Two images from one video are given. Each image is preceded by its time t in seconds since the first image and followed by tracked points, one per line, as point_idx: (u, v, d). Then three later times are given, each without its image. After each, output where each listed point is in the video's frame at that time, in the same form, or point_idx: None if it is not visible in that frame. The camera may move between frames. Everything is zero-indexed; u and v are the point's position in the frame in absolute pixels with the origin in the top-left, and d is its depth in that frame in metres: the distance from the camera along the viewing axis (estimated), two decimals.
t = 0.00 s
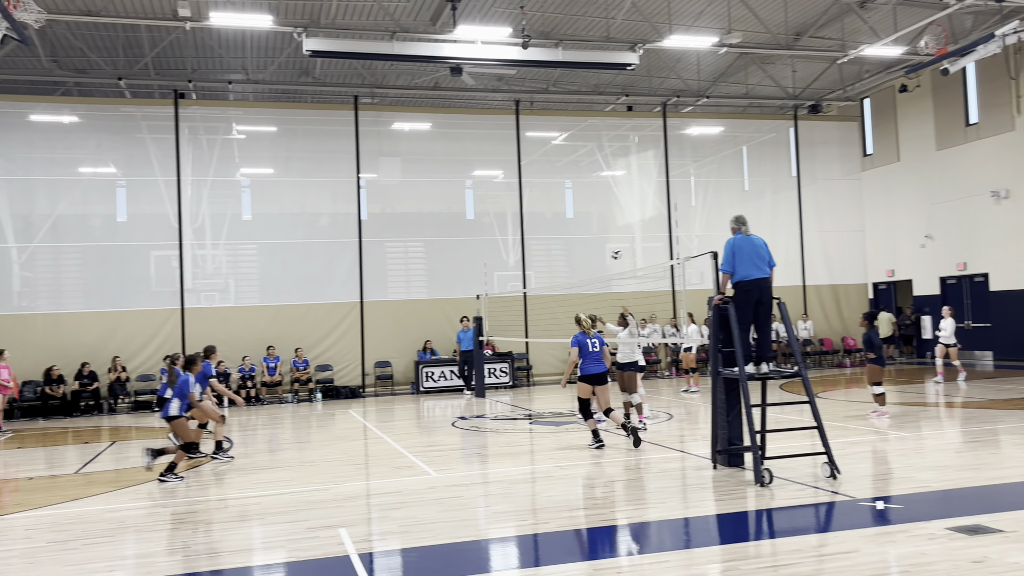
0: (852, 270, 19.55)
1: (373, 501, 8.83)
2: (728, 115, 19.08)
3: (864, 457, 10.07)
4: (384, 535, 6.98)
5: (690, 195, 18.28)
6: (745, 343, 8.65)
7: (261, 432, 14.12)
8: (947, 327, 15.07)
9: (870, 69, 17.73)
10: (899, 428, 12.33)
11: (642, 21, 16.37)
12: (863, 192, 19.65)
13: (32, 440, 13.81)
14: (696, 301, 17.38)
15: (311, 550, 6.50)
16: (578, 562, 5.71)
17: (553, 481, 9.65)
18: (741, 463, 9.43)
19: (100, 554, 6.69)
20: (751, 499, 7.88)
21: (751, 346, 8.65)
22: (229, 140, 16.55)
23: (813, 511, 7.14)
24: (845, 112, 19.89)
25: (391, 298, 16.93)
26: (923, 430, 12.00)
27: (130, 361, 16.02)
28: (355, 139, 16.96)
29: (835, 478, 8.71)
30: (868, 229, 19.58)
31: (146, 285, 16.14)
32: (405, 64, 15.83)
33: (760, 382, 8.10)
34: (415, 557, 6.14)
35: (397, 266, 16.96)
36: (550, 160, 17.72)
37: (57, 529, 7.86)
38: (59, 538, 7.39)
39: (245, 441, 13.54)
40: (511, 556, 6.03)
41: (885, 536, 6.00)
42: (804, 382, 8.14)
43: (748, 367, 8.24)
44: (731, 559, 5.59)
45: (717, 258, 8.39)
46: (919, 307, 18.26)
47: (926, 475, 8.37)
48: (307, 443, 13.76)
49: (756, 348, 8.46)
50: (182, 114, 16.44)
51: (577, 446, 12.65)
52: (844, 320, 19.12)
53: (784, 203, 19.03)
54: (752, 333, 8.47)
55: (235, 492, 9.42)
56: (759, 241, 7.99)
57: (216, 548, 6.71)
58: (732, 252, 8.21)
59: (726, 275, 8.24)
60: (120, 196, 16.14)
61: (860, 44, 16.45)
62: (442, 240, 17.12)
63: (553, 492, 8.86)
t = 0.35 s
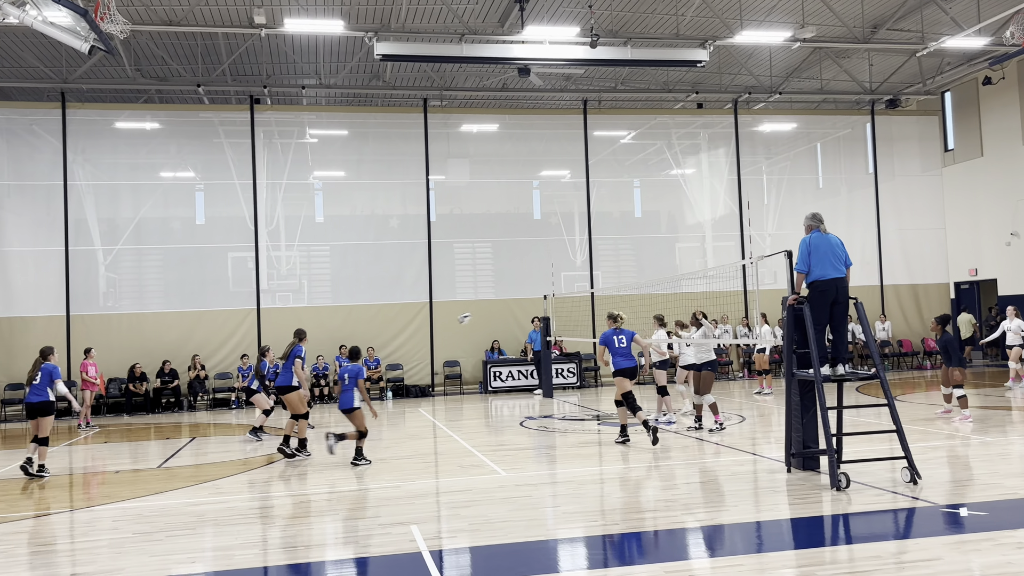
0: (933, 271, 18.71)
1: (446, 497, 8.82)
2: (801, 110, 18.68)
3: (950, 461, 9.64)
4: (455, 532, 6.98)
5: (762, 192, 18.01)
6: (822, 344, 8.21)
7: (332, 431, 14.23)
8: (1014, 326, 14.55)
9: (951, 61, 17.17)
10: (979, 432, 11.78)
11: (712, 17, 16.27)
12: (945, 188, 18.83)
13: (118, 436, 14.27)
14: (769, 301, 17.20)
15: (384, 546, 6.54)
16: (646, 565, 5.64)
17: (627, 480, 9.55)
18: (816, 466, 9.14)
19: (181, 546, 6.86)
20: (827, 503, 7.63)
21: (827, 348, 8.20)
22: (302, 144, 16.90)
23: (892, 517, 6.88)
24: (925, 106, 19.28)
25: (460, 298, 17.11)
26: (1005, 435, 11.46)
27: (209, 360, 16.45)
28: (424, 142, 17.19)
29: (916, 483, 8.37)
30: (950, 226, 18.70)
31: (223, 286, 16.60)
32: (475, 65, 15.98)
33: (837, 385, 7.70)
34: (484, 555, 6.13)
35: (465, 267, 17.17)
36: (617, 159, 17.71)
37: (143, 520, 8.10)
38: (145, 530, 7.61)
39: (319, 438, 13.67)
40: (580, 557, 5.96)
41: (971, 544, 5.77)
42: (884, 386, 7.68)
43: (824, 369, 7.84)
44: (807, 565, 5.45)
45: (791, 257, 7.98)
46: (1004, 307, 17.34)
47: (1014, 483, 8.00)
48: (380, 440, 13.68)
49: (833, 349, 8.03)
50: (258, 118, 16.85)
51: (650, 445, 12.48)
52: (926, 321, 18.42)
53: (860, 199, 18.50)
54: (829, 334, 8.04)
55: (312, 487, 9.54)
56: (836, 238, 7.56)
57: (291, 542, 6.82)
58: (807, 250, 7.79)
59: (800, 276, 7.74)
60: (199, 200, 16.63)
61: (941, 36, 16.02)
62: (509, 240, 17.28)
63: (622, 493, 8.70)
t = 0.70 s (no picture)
0: (985, 270, 18.27)
1: (490, 497, 8.79)
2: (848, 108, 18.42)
3: (1009, 466, 9.32)
4: (498, 532, 6.96)
5: (809, 191, 17.78)
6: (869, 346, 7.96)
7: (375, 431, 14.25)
8: None
9: (1006, 56, 16.87)
10: None
11: (757, 14, 16.16)
12: (998, 185, 18.35)
13: (168, 434, 14.45)
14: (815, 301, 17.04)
15: (427, 545, 6.54)
16: (691, 569, 5.57)
17: (673, 482, 9.45)
18: (863, 470, 8.94)
19: (229, 542, 6.95)
20: (875, 507, 7.47)
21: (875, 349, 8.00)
22: (347, 146, 17.08)
23: (943, 523, 6.72)
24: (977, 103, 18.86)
25: (501, 299, 17.18)
26: None
27: (255, 359, 16.67)
28: (467, 143, 17.32)
29: (970, 489, 8.13)
30: (1004, 225, 18.19)
31: (269, 287, 16.83)
32: (518, 66, 16.00)
33: (885, 387, 7.46)
34: (527, 556, 6.10)
35: (507, 267, 17.24)
36: (661, 159, 17.65)
37: (191, 517, 8.22)
38: (194, 526, 7.73)
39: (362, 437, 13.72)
40: (622, 560, 5.91)
41: None
42: (936, 387, 7.45)
43: (872, 370, 7.59)
44: (856, 571, 5.34)
45: (839, 256, 7.71)
46: None
47: None
48: (422, 438, 13.68)
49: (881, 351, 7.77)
50: (303, 121, 17.05)
51: (697, 446, 12.33)
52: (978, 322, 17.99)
53: (909, 198, 18.16)
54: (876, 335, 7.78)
55: (358, 485, 9.59)
56: (886, 236, 7.30)
57: (336, 540, 6.86)
58: (856, 249, 7.52)
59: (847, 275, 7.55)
60: (245, 202, 16.88)
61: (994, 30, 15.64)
62: (551, 240, 17.32)
63: (665, 495, 8.60)
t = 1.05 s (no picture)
0: (1003, 270, 18.11)
1: (504, 498, 8.75)
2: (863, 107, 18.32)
3: None
4: (512, 534, 6.95)
5: (824, 191, 17.70)
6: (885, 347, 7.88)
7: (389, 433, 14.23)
8: None
9: None
10: None
11: (772, 14, 16.14)
12: (1016, 185, 18.20)
13: (183, 434, 14.54)
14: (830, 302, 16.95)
15: (441, 546, 6.54)
16: (707, 570, 5.55)
17: (689, 483, 9.41)
18: (880, 471, 8.88)
19: (244, 543, 6.97)
20: (892, 509, 7.41)
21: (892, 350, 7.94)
22: (361, 148, 17.14)
23: (960, 525, 6.67)
24: (995, 102, 18.71)
25: (515, 299, 17.19)
26: None
27: (271, 360, 16.74)
28: (481, 144, 17.36)
29: (988, 491, 8.06)
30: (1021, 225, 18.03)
31: (284, 288, 16.90)
32: (531, 67, 16.02)
33: (902, 389, 7.38)
34: (541, 557, 6.09)
35: (521, 268, 17.24)
36: (675, 159, 17.61)
37: (207, 517, 8.26)
38: (209, 526, 7.75)
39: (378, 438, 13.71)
40: (637, 561, 5.89)
41: None
42: (953, 389, 7.38)
43: (888, 372, 7.51)
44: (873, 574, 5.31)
45: (855, 257, 7.63)
46: None
47: None
48: (436, 439, 13.66)
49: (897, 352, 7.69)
50: (317, 123, 17.10)
51: (714, 447, 12.27)
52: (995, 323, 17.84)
53: (926, 198, 18.03)
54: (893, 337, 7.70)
55: (373, 486, 9.59)
56: (904, 237, 7.22)
57: (350, 541, 6.87)
58: (872, 249, 7.44)
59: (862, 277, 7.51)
60: (260, 203, 16.97)
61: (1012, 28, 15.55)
62: (565, 241, 17.31)
63: (680, 497, 8.56)
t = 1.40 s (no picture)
0: (1009, 270, 18.05)
1: (510, 499, 8.76)
2: (868, 108, 18.30)
3: None
4: (518, 535, 6.96)
5: (829, 192, 17.68)
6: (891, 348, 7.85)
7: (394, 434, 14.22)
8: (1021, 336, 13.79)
9: None
10: None
11: (776, 14, 16.15)
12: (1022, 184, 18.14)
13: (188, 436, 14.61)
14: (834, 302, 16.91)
15: (447, 547, 6.56)
16: (712, 572, 5.55)
17: (693, 485, 9.40)
18: (885, 472, 8.86)
19: (250, 544, 6.99)
20: (898, 510, 7.40)
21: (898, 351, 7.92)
22: (365, 150, 17.17)
23: (967, 526, 6.66)
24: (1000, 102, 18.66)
25: (519, 300, 17.21)
26: None
27: (276, 361, 16.75)
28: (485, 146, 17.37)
29: (995, 492, 8.04)
30: None
31: (289, 290, 16.94)
32: (536, 69, 16.05)
33: (908, 389, 7.35)
34: (547, 558, 6.10)
35: (525, 269, 17.26)
36: (680, 160, 17.61)
37: (213, 519, 8.28)
38: (214, 528, 7.78)
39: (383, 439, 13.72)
40: (643, 562, 5.90)
41: None
42: (959, 390, 7.35)
43: (894, 373, 7.49)
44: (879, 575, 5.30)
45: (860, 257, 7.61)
46: None
47: None
48: (441, 440, 13.66)
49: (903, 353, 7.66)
50: (322, 125, 17.13)
51: (719, 449, 12.25)
52: (1001, 323, 17.78)
53: (932, 198, 17.99)
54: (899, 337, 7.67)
55: (378, 487, 9.60)
56: (910, 237, 7.20)
57: (356, 542, 6.89)
58: (878, 250, 7.42)
59: (868, 277, 7.49)
60: (265, 205, 17.00)
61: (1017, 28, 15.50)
62: (570, 243, 17.32)
63: (685, 498, 8.55)
